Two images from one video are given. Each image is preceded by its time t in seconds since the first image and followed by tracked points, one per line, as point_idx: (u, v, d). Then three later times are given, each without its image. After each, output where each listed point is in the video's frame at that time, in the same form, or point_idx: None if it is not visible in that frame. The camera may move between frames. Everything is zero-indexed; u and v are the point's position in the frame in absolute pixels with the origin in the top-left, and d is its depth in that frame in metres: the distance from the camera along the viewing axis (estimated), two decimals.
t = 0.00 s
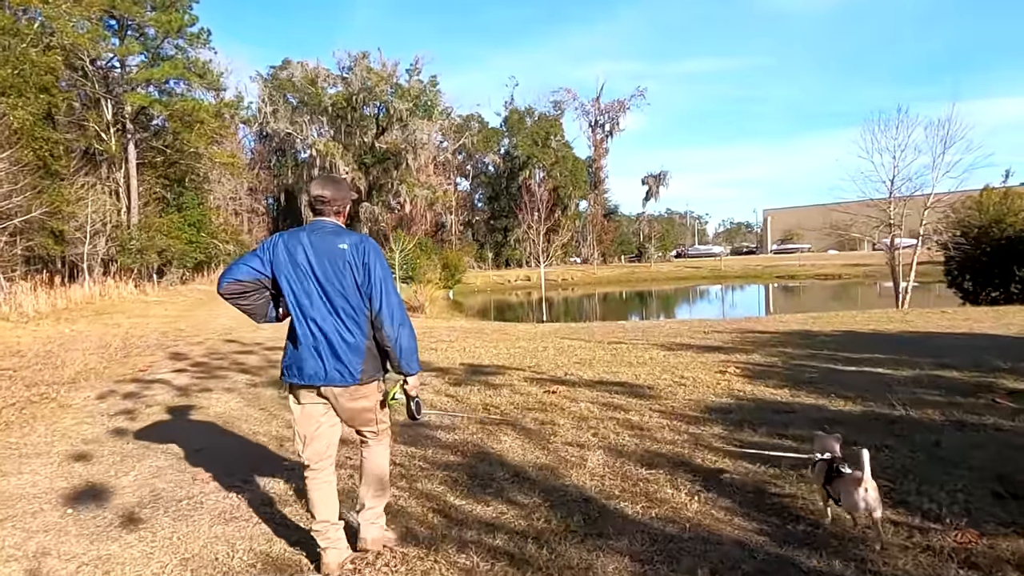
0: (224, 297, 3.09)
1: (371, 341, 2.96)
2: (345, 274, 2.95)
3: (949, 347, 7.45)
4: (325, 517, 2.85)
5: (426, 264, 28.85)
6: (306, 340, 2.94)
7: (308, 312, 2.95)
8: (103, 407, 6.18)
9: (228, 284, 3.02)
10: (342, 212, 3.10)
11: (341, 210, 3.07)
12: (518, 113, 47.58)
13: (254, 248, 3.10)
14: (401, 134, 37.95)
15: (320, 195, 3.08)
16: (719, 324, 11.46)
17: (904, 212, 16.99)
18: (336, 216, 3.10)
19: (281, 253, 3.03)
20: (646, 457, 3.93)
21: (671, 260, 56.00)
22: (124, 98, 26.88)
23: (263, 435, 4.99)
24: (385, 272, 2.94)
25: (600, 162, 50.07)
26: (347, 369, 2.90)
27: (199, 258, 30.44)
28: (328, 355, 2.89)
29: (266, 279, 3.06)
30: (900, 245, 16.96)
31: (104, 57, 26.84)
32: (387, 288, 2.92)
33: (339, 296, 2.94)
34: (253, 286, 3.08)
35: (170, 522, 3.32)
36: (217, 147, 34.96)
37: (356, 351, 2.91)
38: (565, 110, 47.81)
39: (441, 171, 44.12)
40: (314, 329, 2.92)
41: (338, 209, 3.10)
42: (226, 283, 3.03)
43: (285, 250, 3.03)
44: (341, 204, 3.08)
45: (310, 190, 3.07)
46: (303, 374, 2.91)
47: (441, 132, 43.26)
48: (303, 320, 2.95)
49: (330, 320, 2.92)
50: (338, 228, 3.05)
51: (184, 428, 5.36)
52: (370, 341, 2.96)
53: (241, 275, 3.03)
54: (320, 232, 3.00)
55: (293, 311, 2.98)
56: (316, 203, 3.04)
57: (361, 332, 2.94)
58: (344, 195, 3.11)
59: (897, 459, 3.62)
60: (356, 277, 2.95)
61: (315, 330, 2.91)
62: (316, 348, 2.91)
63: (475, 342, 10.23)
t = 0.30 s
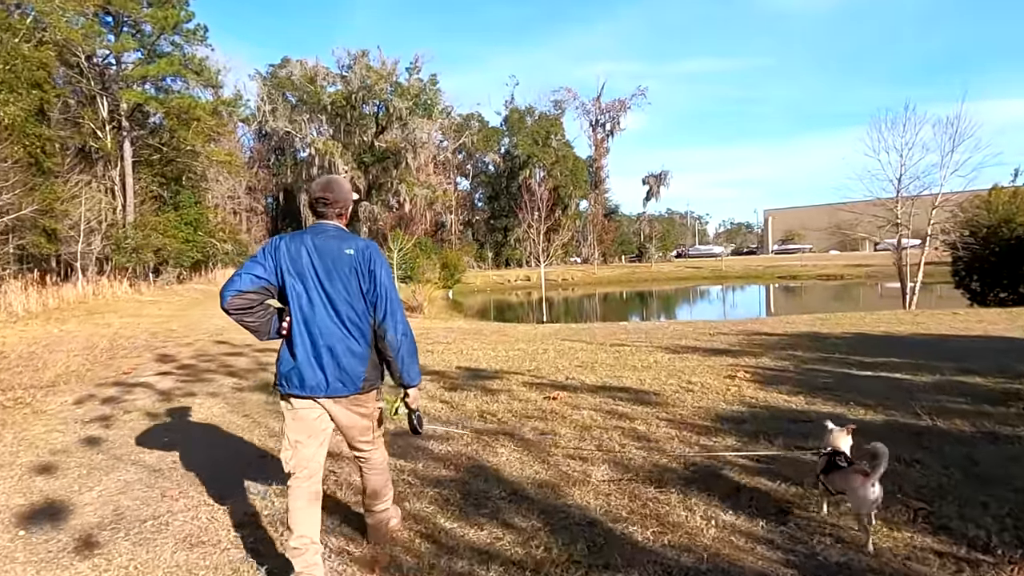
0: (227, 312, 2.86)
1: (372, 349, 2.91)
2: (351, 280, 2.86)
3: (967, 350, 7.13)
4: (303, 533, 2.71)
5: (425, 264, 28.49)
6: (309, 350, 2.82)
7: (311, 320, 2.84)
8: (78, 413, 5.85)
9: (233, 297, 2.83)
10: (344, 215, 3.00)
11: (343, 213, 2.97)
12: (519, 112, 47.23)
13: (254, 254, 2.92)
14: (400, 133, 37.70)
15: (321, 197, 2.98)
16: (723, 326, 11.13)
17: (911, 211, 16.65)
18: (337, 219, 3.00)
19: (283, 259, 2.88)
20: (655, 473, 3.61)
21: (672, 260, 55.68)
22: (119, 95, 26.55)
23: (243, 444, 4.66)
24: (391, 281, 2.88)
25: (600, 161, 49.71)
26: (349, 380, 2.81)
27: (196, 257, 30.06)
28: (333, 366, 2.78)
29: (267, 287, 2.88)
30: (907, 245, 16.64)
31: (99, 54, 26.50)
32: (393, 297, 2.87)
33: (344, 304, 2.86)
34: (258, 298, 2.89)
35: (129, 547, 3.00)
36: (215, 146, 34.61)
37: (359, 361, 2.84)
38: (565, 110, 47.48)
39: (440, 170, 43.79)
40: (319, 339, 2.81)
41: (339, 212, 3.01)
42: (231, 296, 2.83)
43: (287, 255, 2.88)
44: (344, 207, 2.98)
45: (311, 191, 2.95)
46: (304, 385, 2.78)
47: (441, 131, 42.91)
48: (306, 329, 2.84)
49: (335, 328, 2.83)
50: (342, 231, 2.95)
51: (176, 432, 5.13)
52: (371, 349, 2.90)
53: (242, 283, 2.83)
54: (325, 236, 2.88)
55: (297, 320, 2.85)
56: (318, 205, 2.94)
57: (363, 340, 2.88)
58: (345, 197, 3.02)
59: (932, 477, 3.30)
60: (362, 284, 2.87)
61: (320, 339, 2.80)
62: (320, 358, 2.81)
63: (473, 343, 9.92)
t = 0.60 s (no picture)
0: (226, 312, 2.98)
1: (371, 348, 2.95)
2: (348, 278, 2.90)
3: (982, 358, 6.82)
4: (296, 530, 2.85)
5: (424, 263, 28.16)
6: (307, 348, 2.90)
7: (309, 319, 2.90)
8: (49, 423, 5.54)
9: (231, 297, 2.93)
10: (342, 211, 3.03)
11: (340, 210, 2.99)
12: (519, 111, 46.92)
13: (252, 253, 3.01)
14: (399, 132, 37.45)
15: (319, 195, 3.02)
16: (727, 330, 10.81)
17: (918, 212, 16.32)
18: (336, 216, 3.03)
19: (281, 258, 2.96)
20: (659, 498, 3.31)
21: (672, 261, 55.38)
22: (114, 93, 26.24)
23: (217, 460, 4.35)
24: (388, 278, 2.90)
25: (601, 161, 49.39)
26: (346, 379, 2.86)
27: (192, 256, 29.70)
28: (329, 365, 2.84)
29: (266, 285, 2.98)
30: (912, 247, 16.35)
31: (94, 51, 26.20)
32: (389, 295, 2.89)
33: (341, 301, 2.90)
34: (257, 297, 2.99)
35: None
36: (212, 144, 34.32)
37: (356, 359, 2.88)
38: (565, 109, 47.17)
39: (440, 169, 43.50)
40: (316, 338, 2.88)
41: (338, 208, 3.04)
42: (229, 296, 2.94)
43: (284, 254, 2.96)
44: (342, 203, 3.01)
45: (309, 189, 2.99)
46: (301, 383, 2.87)
47: (440, 129, 42.62)
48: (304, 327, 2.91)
49: (332, 327, 2.88)
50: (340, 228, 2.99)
51: (167, 440, 4.99)
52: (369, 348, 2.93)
53: (242, 282, 2.95)
54: (321, 234, 2.93)
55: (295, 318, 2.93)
56: (316, 202, 2.98)
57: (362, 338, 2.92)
58: (344, 194, 3.05)
59: (964, 508, 3.00)
60: (358, 282, 2.91)
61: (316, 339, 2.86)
62: (316, 356, 2.88)
63: (468, 347, 9.64)
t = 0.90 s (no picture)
0: (184, 309, 2.95)
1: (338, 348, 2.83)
2: (313, 274, 2.80)
3: (995, 362, 6.49)
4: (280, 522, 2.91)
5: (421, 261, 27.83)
6: (269, 348, 2.79)
7: (270, 318, 2.80)
8: (9, 429, 5.21)
9: (190, 294, 2.90)
10: (309, 206, 2.95)
11: (307, 206, 2.91)
12: (519, 109, 46.51)
13: (214, 249, 2.92)
14: (398, 129, 37.16)
15: (285, 189, 2.93)
16: (727, 330, 10.48)
17: (923, 210, 15.98)
18: (303, 211, 2.95)
19: (241, 254, 2.86)
20: (655, 521, 3.01)
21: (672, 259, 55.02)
22: (107, 88, 25.85)
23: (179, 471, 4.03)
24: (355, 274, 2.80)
25: (601, 158, 49.06)
26: (309, 382, 2.74)
27: (188, 253, 29.33)
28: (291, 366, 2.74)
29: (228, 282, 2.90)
30: (917, 246, 16.00)
31: (87, 45, 25.82)
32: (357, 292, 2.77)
33: (305, 298, 2.79)
34: (217, 295, 2.94)
35: None
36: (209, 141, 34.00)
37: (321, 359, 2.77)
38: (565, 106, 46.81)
39: (439, 167, 43.11)
40: (277, 337, 2.77)
41: (305, 203, 2.96)
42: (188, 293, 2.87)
43: (247, 250, 2.85)
44: (309, 197, 2.93)
45: (274, 183, 2.91)
46: (262, 384, 2.77)
47: (439, 126, 42.41)
48: (265, 325, 2.80)
49: (295, 327, 2.77)
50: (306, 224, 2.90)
51: (143, 442, 4.80)
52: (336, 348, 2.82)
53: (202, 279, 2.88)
54: (287, 230, 2.84)
55: (257, 315, 2.82)
56: (282, 197, 2.89)
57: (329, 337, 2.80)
58: (312, 188, 2.97)
59: (993, 536, 2.68)
60: (325, 278, 2.81)
61: (277, 338, 2.76)
62: (278, 356, 2.78)
63: (459, 348, 9.31)
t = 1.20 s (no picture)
0: (153, 327, 2.87)
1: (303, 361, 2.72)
2: (272, 287, 2.69)
3: (1013, 370, 6.18)
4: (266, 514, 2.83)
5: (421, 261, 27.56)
6: (232, 364, 2.71)
7: (232, 333, 2.70)
8: None
9: (156, 313, 2.81)
10: (272, 216, 2.83)
11: (268, 216, 2.80)
12: (520, 107, 46.21)
13: (178, 264, 2.84)
14: (398, 128, 36.94)
15: (247, 199, 2.82)
16: (732, 333, 10.16)
17: (931, 209, 15.64)
18: (266, 221, 2.84)
19: (202, 267, 2.76)
20: (656, 558, 2.71)
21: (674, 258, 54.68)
22: (103, 85, 25.56)
23: (142, 490, 3.74)
24: (312, 286, 2.66)
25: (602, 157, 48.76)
26: (273, 397, 2.64)
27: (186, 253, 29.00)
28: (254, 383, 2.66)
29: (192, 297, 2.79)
30: (926, 246, 15.64)
31: (83, 42, 25.55)
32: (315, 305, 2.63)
33: (266, 312, 2.69)
34: (184, 311, 2.84)
35: None
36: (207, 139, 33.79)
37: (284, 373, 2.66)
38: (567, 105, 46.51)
39: (440, 166, 42.80)
40: (238, 354, 2.69)
41: (268, 212, 2.83)
42: (155, 311, 2.80)
43: (207, 265, 2.76)
44: (270, 207, 2.81)
45: (234, 193, 2.80)
46: (228, 402, 2.69)
47: (439, 124, 42.11)
48: (227, 341, 2.71)
49: (255, 342, 2.67)
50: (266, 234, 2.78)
51: (138, 447, 4.67)
52: (300, 362, 2.71)
53: (169, 296, 2.79)
54: (245, 241, 2.73)
55: (219, 331, 2.74)
56: (242, 208, 2.78)
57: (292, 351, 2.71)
58: (275, 197, 2.85)
59: None
60: (285, 291, 2.70)
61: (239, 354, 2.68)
62: (241, 373, 2.69)
63: (455, 352, 9.01)
